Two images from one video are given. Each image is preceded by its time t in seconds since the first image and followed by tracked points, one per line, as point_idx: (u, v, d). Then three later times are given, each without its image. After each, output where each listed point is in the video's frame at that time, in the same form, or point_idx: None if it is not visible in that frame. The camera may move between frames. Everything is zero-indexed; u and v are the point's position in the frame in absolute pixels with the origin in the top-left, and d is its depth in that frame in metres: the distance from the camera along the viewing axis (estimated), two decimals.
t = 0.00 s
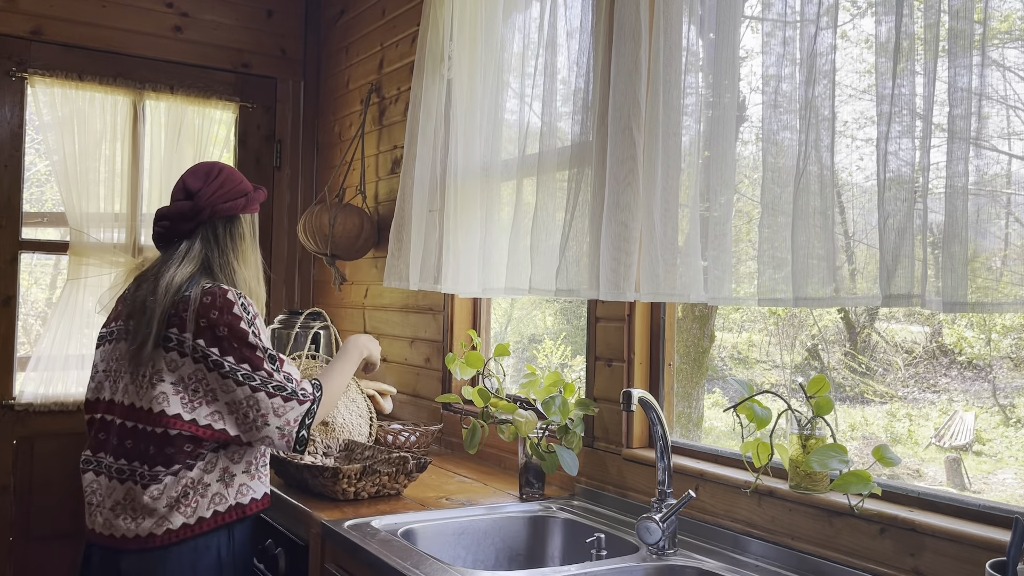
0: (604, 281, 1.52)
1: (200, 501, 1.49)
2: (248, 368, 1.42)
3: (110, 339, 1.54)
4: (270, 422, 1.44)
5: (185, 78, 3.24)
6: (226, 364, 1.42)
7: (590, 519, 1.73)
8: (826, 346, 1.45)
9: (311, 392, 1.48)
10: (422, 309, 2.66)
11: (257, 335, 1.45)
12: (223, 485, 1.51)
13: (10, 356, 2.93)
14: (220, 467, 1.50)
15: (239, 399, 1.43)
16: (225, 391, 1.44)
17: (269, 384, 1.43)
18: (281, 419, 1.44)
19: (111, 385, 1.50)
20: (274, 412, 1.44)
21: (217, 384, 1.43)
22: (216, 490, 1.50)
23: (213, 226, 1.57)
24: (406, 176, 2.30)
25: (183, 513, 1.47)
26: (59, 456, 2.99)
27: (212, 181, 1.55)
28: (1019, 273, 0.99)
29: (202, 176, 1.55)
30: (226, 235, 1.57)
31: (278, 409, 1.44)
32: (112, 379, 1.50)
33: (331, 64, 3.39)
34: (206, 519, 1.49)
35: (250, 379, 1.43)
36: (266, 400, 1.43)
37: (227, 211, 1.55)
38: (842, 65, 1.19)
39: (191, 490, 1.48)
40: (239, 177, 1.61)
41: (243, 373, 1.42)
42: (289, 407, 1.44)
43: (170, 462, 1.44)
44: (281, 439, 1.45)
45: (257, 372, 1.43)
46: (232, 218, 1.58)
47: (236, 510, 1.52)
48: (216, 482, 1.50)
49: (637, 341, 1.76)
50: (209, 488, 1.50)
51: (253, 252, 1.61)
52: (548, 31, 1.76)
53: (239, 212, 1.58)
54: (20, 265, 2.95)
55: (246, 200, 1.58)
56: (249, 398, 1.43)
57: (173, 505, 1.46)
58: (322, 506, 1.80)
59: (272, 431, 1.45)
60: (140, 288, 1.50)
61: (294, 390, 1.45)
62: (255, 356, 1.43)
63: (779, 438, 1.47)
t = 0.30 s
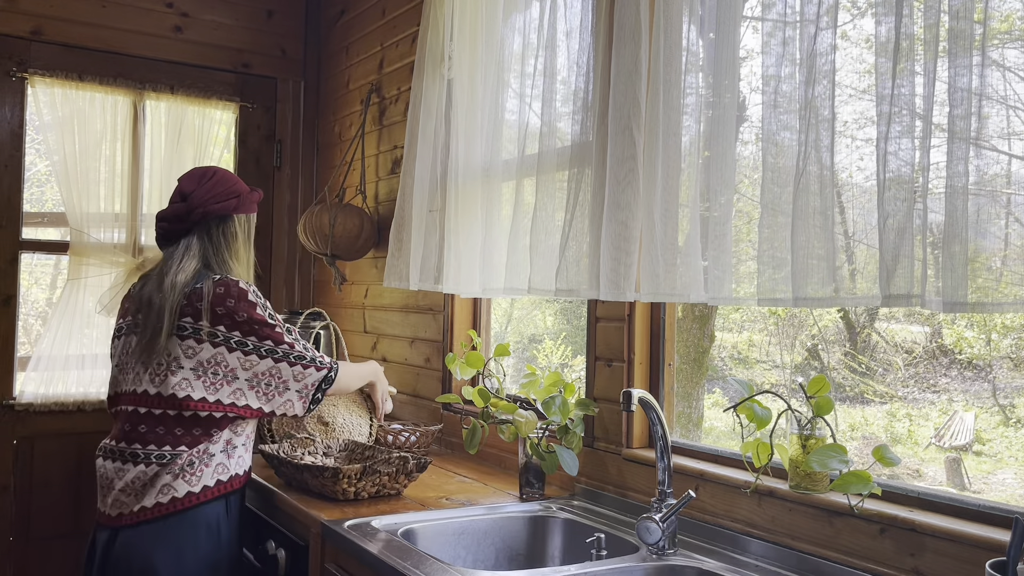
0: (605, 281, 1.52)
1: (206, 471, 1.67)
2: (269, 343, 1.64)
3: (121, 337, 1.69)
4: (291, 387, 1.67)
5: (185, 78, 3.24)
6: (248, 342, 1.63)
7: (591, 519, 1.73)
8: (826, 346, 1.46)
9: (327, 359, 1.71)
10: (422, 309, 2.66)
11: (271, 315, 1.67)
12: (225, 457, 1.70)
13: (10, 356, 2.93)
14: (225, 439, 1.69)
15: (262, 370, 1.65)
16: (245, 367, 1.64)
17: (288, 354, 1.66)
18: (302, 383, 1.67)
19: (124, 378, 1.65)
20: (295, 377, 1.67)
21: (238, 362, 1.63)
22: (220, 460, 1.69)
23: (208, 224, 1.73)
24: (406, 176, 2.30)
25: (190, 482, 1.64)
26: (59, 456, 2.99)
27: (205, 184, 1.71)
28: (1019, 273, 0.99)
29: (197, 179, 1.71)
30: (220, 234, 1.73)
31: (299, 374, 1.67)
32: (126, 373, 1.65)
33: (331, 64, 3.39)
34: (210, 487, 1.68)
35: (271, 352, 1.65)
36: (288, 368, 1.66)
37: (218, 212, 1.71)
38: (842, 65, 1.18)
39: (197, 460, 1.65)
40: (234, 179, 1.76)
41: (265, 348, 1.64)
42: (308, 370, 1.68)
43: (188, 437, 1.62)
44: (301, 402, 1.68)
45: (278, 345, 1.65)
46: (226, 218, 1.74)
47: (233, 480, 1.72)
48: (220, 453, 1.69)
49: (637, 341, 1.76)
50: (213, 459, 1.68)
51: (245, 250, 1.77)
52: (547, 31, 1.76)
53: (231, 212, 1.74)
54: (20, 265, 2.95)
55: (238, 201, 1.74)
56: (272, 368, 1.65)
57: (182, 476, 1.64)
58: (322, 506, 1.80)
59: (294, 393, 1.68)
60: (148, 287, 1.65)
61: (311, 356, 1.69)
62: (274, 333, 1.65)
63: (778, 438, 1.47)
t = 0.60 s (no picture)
0: (605, 281, 1.52)
1: (205, 464, 1.66)
2: (264, 340, 1.64)
3: (125, 335, 1.71)
4: (284, 386, 1.65)
5: (185, 78, 3.24)
6: (243, 337, 1.63)
7: (591, 519, 1.73)
8: (826, 346, 1.46)
9: (321, 360, 1.69)
10: (422, 309, 2.66)
11: (267, 313, 1.66)
12: (225, 451, 1.69)
13: (10, 356, 2.93)
14: (224, 434, 1.68)
15: (256, 367, 1.64)
16: (240, 363, 1.63)
17: (282, 352, 1.65)
18: (295, 382, 1.65)
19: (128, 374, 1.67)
20: (288, 376, 1.65)
21: (232, 357, 1.63)
22: (219, 454, 1.68)
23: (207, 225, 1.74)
24: (406, 176, 2.30)
25: (189, 475, 1.64)
26: (59, 456, 2.99)
27: (204, 187, 1.72)
28: (1019, 273, 0.98)
29: (197, 182, 1.72)
30: (219, 235, 1.74)
31: (292, 374, 1.65)
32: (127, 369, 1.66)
33: (331, 64, 3.39)
34: (210, 480, 1.67)
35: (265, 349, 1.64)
36: (281, 366, 1.64)
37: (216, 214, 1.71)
38: (842, 65, 1.18)
39: (196, 454, 1.64)
40: (234, 184, 1.77)
41: (260, 344, 1.63)
42: (301, 370, 1.66)
43: (186, 430, 1.62)
44: (294, 402, 1.66)
45: (272, 342, 1.64)
46: (224, 219, 1.75)
47: (232, 474, 1.71)
48: (220, 447, 1.68)
49: (638, 341, 1.76)
50: (213, 453, 1.67)
51: (245, 251, 1.77)
52: (547, 31, 1.75)
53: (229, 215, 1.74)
54: (20, 266, 2.95)
55: (236, 204, 1.74)
56: (266, 365, 1.64)
57: (181, 468, 1.63)
58: (322, 506, 1.80)
59: (288, 393, 1.66)
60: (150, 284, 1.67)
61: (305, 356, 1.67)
62: (268, 329, 1.64)
63: (779, 438, 1.47)
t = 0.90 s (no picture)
0: (605, 281, 1.52)
1: (202, 464, 1.66)
2: (259, 340, 1.63)
3: (125, 335, 1.72)
4: (280, 387, 1.64)
5: (186, 78, 3.24)
6: (239, 337, 1.62)
7: (591, 519, 1.73)
8: (826, 346, 1.46)
9: (317, 362, 1.67)
10: (422, 309, 2.66)
11: (264, 314, 1.66)
12: (223, 451, 1.69)
13: (10, 356, 2.93)
14: (221, 434, 1.68)
15: (252, 368, 1.63)
16: (236, 362, 1.63)
17: (278, 353, 1.64)
18: (291, 384, 1.64)
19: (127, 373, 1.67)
20: (283, 378, 1.63)
21: (229, 357, 1.62)
22: (217, 454, 1.68)
23: (207, 225, 1.74)
24: (406, 176, 2.30)
25: (186, 474, 1.64)
26: (59, 456, 2.99)
27: (205, 189, 1.71)
28: (1019, 274, 0.98)
29: (199, 184, 1.72)
30: (220, 235, 1.74)
31: (288, 376, 1.64)
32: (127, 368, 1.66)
33: (331, 64, 3.39)
34: (207, 480, 1.67)
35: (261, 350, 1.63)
36: (276, 368, 1.63)
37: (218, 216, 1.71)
38: (842, 65, 1.18)
39: (194, 453, 1.64)
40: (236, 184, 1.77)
41: (255, 344, 1.62)
42: (297, 373, 1.64)
43: (183, 429, 1.62)
44: (290, 404, 1.64)
45: (268, 343, 1.63)
46: (224, 220, 1.74)
47: (229, 475, 1.71)
48: (217, 446, 1.68)
49: (638, 341, 1.76)
50: (211, 452, 1.67)
51: (244, 251, 1.77)
52: (547, 31, 1.75)
53: (231, 215, 1.73)
54: (20, 265, 2.95)
55: (237, 204, 1.74)
56: (261, 366, 1.63)
57: (178, 467, 1.63)
58: (322, 505, 1.80)
59: (283, 394, 1.64)
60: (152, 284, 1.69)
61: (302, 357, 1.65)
62: (264, 330, 1.64)
63: (778, 438, 1.47)
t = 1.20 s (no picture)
0: (605, 281, 1.52)
1: (201, 463, 1.66)
2: (257, 336, 1.62)
3: (123, 336, 1.72)
4: (281, 381, 1.64)
5: (186, 78, 3.24)
6: (236, 334, 1.62)
7: (591, 519, 1.72)
8: (826, 346, 1.45)
9: (317, 353, 1.67)
10: (422, 309, 2.66)
11: (260, 309, 1.65)
12: (221, 450, 1.69)
13: (10, 356, 2.93)
14: (220, 432, 1.68)
15: (250, 364, 1.63)
16: (234, 359, 1.63)
17: (277, 347, 1.64)
18: (292, 377, 1.64)
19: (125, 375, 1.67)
20: (283, 371, 1.64)
21: (227, 355, 1.62)
22: (215, 453, 1.68)
23: (202, 225, 1.73)
24: (406, 176, 2.30)
25: (184, 473, 1.64)
26: (59, 456, 2.99)
27: (199, 189, 1.71)
28: (1019, 274, 0.98)
29: (193, 184, 1.72)
30: (214, 235, 1.73)
31: (288, 368, 1.64)
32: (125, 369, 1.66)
33: (331, 64, 3.39)
34: (205, 479, 1.67)
35: (259, 345, 1.63)
36: (276, 362, 1.63)
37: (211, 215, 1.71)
38: (842, 65, 1.18)
39: (192, 452, 1.64)
40: (231, 184, 1.77)
41: (253, 340, 1.62)
42: (297, 364, 1.64)
43: (183, 428, 1.62)
44: (292, 397, 1.65)
45: (265, 338, 1.63)
46: (218, 220, 1.74)
47: (228, 473, 1.71)
48: (216, 445, 1.68)
49: (637, 341, 1.76)
50: (209, 452, 1.67)
51: (240, 252, 1.76)
52: (548, 31, 1.75)
53: (224, 216, 1.73)
54: (20, 265, 2.95)
55: (230, 204, 1.73)
56: (260, 362, 1.63)
57: (177, 466, 1.63)
58: (322, 505, 1.80)
59: (284, 387, 1.65)
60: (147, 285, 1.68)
61: (302, 349, 1.65)
62: (261, 325, 1.63)
63: (778, 438, 1.47)
